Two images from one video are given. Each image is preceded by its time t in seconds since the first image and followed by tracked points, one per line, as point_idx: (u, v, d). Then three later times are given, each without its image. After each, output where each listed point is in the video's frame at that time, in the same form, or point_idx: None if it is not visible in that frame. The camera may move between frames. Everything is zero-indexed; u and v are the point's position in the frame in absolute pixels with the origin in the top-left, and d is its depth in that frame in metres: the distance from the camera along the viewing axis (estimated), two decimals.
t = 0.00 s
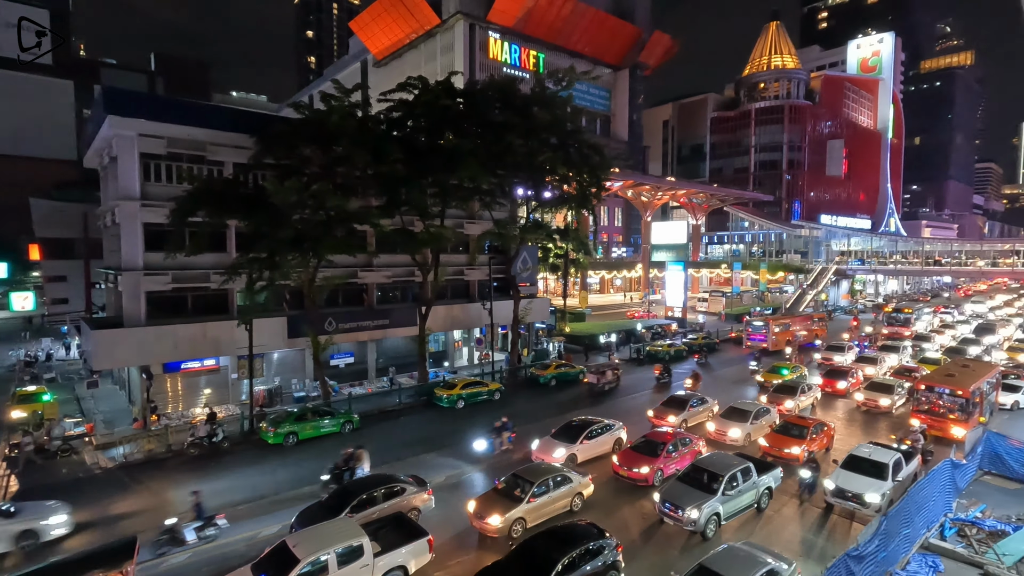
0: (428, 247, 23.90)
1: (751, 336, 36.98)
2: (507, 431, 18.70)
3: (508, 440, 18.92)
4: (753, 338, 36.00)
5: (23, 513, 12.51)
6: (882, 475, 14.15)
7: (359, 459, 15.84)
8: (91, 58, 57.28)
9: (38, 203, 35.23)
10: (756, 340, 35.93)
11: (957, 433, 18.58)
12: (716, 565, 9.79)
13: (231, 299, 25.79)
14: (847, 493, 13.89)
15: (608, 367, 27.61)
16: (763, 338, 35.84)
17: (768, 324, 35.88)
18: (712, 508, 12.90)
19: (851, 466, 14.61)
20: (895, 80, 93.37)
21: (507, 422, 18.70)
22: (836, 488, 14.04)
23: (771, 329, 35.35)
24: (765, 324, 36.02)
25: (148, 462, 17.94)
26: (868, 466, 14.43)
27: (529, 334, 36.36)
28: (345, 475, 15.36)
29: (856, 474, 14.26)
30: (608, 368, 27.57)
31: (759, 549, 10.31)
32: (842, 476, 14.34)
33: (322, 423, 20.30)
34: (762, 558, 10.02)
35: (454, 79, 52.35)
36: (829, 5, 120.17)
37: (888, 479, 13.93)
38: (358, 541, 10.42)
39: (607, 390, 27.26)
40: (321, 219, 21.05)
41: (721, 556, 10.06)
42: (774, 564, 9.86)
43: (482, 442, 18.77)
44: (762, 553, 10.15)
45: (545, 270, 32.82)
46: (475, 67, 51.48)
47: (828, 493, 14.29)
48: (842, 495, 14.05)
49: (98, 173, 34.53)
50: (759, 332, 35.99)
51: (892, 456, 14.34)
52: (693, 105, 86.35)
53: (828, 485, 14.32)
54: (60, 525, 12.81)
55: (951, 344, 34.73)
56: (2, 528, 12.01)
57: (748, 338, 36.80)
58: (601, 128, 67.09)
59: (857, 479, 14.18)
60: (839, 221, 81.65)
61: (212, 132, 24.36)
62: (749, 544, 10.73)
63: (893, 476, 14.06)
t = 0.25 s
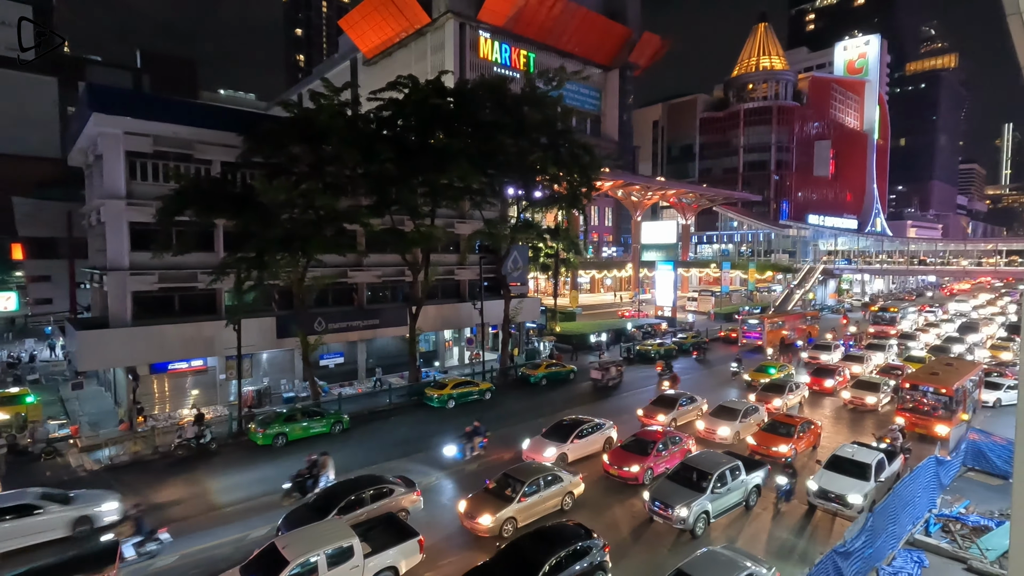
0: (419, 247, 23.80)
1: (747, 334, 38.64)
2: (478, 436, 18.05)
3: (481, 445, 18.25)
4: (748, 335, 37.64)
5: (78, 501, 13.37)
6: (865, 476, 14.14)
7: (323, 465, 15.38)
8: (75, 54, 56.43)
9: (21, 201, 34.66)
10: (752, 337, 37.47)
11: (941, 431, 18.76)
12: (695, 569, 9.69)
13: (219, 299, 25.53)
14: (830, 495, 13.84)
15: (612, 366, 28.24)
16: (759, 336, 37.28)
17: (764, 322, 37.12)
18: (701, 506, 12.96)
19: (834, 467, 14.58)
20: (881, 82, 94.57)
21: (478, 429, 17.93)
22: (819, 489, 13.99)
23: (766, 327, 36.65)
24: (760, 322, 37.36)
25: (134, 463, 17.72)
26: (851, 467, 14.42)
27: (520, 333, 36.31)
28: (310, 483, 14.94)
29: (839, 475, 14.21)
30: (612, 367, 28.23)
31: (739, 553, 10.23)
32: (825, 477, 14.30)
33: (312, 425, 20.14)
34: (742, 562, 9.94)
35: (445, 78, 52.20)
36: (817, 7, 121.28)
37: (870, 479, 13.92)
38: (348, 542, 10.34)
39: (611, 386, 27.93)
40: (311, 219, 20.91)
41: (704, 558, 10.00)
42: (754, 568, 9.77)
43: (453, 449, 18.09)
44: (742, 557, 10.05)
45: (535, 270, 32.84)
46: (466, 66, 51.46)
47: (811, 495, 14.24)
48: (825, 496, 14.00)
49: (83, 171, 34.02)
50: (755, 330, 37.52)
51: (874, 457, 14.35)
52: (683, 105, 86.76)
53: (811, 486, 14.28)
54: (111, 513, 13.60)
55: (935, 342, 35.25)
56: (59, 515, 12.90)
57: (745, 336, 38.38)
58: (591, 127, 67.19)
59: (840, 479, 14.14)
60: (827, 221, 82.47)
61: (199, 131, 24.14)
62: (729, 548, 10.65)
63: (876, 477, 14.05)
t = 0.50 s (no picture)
0: (413, 246, 23.74)
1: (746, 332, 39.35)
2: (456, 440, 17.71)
3: (457, 451, 17.76)
4: (747, 333, 38.40)
5: (123, 489, 13.65)
6: (855, 476, 14.05)
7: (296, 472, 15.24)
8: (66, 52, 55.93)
9: (11, 200, 34.35)
10: (750, 334, 38.19)
11: (932, 429, 18.91)
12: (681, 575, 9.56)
13: (212, 299, 25.40)
14: (819, 496, 13.73)
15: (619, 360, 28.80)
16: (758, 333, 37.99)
17: (762, 320, 37.85)
18: (695, 504, 13.00)
19: (824, 467, 14.48)
20: (874, 82, 95.16)
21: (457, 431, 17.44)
22: (808, 490, 13.89)
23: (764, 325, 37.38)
24: (759, 321, 38.06)
25: (127, 464, 17.60)
26: (841, 467, 14.33)
27: (515, 332, 36.28)
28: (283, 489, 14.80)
29: (828, 476, 14.13)
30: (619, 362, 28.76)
31: (724, 558, 10.15)
32: (815, 477, 14.21)
33: (306, 425, 20.07)
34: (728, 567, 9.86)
35: (439, 77, 52.11)
36: (810, 8, 121.83)
37: (860, 480, 13.84)
38: (342, 542, 10.31)
39: (617, 381, 28.42)
40: (305, 218, 20.84)
41: (692, 560, 9.97)
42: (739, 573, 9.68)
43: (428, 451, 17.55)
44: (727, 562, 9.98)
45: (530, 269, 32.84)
46: (460, 65, 51.37)
47: (801, 496, 14.14)
48: (815, 497, 13.88)
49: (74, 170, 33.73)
50: (753, 328, 38.22)
51: (864, 457, 14.28)
52: (677, 105, 86.94)
53: (800, 487, 14.17)
54: (153, 499, 13.88)
55: (927, 341, 35.50)
56: (105, 502, 13.15)
57: (743, 334, 39.07)
58: (586, 127, 67.21)
59: (830, 480, 14.05)
60: (820, 221, 82.91)
61: (192, 130, 23.99)
62: (716, 552, 10.62)
63: (865, 478, 13.97)
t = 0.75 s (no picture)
0: (407, 245, 23.70)
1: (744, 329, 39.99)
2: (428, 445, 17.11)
3: (428, 457, 17.16)
4: (746, 331, 39.13)
5: (170, 477, 14.59)
6: (841, 477, 13.91)
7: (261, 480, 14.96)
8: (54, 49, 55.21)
9: None
10: (749, 332, 38.93)
11: (921, 427, 19.14)
12: None
13: (204, 299, 25.24)
14: (806, 498, 13.55)
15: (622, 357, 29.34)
16: (755, 330, 38.73)
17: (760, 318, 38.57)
18: (687, 503, 13.05)
19: (810, 468, 14.32)
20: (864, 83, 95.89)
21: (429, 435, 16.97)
22: (794, 491, 13.73)
23: (762, 322, 38.12)
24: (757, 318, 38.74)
25: (118, 465, 17.49)
26: (827, 468, 14.20)
27: (509, 331, 36.26)
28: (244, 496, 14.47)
29: (814, 477, 13.96)
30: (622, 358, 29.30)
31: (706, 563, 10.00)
32: (801, 479, 14.04)
33: (298, 424, 20.02)
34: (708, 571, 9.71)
35: (433, 76, 51.97)
36: (802, 8, 122.51)
37: (846, 481, 13.68)
38: (335, 542, 10.27)
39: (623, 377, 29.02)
40: (297, 217, 20.76)
41: (676, 564, 9.83)
42: None
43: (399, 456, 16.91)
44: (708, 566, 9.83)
45: (524, 268, 32.85)
46: (453, 64, 51.29)
47: (786, 497, 13.99)
48: (802, 499, 13.71)
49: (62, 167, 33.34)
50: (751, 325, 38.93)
51: (850, 458, 14.15)
52: (670, 105, 87.15)
53: (787, 488, 13.99)
54: (199, 485, 14.85)
55: (916, 339, 35.84)
56: (155, 488, 14.15)
57: (742, 332, 39.72)
58: (579, 126, 67.26)
59: (816, 481, 13.88)
60: (812, 220, 83.48)
61: (183, 128, 23.82)
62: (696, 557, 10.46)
63: (851, 478, 13.84)
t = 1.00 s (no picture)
0: (400, 245, 23.65)
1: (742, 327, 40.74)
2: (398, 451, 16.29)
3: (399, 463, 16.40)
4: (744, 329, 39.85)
5: (214, 465, 15.12)
6: (828, 479, 13.92)
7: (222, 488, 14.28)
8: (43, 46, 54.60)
9: None
10: (747, 331, 39.66)
11: (911, 427, 19.15)
12: None
13: (195, 299, 25.09)
14: (793, 499, 13.50)
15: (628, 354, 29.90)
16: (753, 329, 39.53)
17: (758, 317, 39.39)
18: (679, 502, 13.11)
19: (799, 470, 14.29)
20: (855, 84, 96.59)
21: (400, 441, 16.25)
22: (781, 493, 13.67)
23: (759, 321, 38.95)
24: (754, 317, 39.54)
25: (109, 467, 17.36)
26: (815, 470, 14.20)
27: (502, 331, 36.28)
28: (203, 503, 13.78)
29: (802, 478, 13.93)
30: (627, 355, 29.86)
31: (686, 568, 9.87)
32: (788, 480, 13.98)
33: (291, 425, 19.94)
34: None
35: (426, 75, 51.88)
36: (793, 9, 123.26)
37: (833, 482, 13.68)
38: (328, 543, 10.24)
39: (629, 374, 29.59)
40: (290, 216, 20.68)
41: (660, 569, 9.74)
42: None
43: (368, 462, 16.15)
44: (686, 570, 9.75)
45: (517, 268, 32.86)
46: (447, 63, 51.20)
47: (773, 499, 13.94)
48: (788, 501, 13.66)
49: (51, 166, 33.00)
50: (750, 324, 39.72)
51: (838, 459, 14.17)
52: (663, 104, 87.37)
53: (773, 490, 13.93)
54: (241, 473, 15.35)
55: (907, 338, 36.14)
56: (200, 476, 14.67)
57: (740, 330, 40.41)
58: (573, 126, 67.35)
59: (803, 483, 13.83)
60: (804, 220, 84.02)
61: (174, 126, 23.63)
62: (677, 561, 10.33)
63: (838, 479, 13.86)
